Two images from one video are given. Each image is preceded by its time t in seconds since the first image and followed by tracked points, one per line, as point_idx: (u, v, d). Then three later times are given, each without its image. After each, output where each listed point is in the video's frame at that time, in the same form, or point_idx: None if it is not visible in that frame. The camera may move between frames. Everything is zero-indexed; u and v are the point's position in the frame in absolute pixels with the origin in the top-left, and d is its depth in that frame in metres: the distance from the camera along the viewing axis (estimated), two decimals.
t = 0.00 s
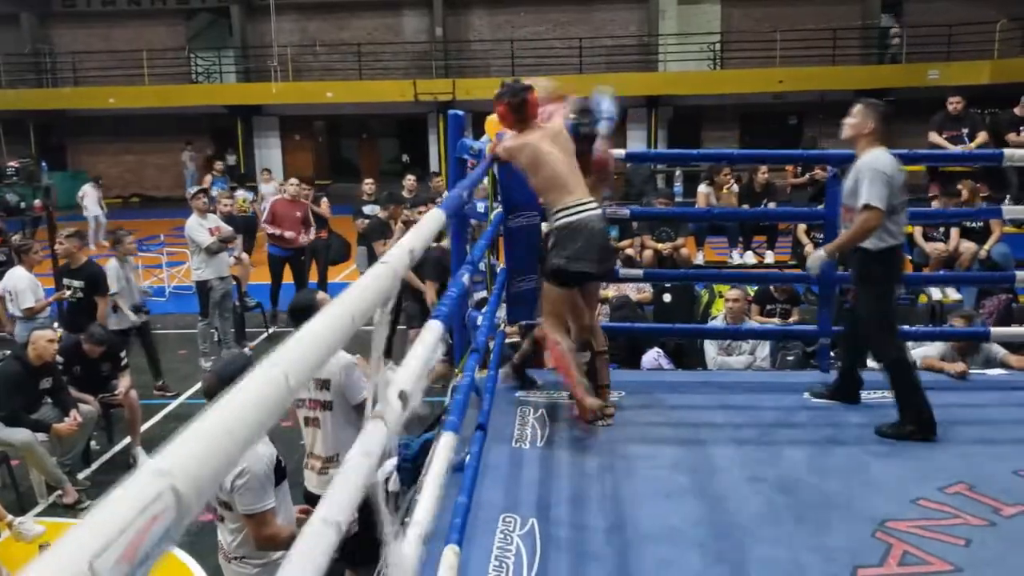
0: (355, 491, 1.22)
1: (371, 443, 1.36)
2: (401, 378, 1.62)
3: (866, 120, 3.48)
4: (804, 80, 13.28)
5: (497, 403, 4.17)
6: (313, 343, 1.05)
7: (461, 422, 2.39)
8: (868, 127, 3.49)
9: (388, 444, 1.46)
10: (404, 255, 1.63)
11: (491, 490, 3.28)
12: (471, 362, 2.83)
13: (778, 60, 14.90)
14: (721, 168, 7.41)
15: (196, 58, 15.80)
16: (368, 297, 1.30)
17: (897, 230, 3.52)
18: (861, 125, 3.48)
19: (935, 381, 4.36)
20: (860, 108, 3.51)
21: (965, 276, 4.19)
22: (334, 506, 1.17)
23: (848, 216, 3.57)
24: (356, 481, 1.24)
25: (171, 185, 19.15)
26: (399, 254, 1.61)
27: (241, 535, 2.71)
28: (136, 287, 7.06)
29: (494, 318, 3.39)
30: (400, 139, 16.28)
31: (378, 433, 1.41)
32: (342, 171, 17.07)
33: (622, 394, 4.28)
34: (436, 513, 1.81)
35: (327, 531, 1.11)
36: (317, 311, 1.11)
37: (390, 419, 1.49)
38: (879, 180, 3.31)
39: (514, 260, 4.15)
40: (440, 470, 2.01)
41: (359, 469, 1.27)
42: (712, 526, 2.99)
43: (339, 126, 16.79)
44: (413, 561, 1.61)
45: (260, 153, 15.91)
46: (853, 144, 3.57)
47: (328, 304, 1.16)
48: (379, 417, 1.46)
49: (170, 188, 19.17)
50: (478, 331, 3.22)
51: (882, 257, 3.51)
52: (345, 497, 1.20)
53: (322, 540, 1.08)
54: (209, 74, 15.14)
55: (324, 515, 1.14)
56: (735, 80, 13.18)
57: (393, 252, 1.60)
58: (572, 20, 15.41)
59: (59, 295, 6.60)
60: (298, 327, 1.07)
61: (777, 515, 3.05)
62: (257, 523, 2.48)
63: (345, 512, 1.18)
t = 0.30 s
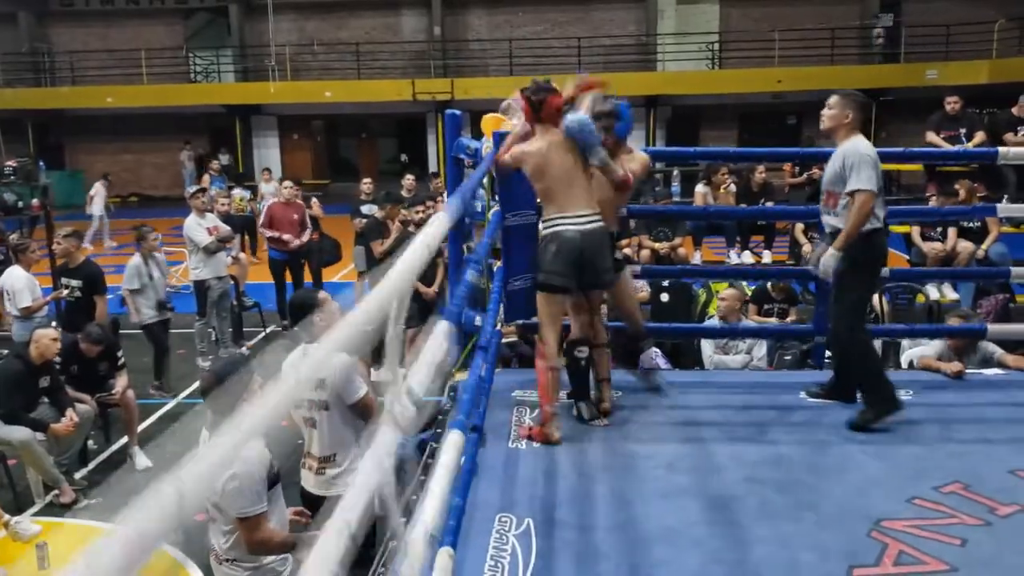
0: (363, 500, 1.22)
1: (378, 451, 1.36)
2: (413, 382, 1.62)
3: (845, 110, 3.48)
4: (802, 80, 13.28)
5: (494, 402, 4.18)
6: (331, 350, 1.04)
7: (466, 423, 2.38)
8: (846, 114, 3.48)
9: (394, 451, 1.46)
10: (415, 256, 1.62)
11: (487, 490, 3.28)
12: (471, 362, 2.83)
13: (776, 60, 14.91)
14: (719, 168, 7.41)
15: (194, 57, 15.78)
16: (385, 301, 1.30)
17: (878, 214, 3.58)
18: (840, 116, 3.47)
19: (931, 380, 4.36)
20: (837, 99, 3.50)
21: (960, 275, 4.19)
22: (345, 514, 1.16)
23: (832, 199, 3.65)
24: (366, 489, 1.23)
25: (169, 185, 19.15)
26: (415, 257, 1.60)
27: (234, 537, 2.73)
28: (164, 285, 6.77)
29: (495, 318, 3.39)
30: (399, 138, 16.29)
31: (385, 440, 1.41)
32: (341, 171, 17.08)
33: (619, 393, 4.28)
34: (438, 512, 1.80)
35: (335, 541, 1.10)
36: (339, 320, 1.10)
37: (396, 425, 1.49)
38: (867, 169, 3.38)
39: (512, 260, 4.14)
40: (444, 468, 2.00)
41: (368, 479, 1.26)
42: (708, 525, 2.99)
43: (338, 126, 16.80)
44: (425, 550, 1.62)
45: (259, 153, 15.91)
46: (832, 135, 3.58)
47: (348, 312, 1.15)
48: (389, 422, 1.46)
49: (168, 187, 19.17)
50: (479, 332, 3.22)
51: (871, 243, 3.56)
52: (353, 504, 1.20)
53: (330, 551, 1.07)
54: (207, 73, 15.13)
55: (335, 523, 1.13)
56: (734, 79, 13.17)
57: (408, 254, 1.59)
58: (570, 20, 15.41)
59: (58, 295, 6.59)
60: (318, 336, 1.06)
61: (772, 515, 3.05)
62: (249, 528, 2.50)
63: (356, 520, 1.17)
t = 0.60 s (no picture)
0: (362, 504, 1.21)
1: (380, 459, 1.34)
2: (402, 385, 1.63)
3: (853, 114, 3.47)
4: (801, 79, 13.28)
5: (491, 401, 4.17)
6: (308, 355, 1.03)
7: (462, 431, 2.38)
8: (856, 120, 3.46)
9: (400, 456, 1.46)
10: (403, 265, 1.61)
11: (483, 490, 3.27)
12: (471, 368, 2.82)
13: (774, 60, 14.91)
14: (716, 167, 7.43)
15: (192, 56, 15.78)
16: (365, 306, 1.28)
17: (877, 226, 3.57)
18: (848, 120, 3.46)
19: (928, 380, 4.36)
20: (847, 102, 3.49)
21: (956, 274, 4.19)
22: (343, 517, 1.16)
23: (834, 204, 3.66)
24: (363, 493, 1.23)
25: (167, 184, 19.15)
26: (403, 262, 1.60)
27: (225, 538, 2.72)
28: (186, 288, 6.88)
29: (492, 317, 3.38)
30: (397, 138, 16.29)
31: (385, 446, 1.40)
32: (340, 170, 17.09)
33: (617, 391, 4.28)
34: (435, 521, 1.80)
35: (332, 545, 1.10)
36: (310, 326, 1.08)
37: (402, 431, 1.48)
38: (870, 181, 3.37)
39: (507, 259, 4.14)
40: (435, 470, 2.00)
41: (366, 485, 1.25)
42: (704, 525, 2.99)
43: (336, 125, 16.80)
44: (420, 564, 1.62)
45: (257, 152, 15.91)
46: (841, 138, 3.57)
47: (322, 317, 1.14)
48: (390, 427, 1.45)
49: (166, 187, 19.16)
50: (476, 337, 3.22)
51: (870, 249, 3.56)
52: (352, 511, 1.19)
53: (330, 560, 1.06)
54: (205, 72, 15.13)
55: (334, 527, 1.13)
56: (732, 78, 13.17)
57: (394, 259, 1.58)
58: (569, 19, 15.41)
59: (55, 294, 6.58)
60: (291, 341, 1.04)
61: (767, 515, 3.05)
62: (238, 530, 2.50)
63: (356, 524, 1.17)
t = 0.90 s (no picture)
0: (350, 480, 1.22)
1: (366, 438, 1.36)
2: (397, 370, 1.64)
3: (862, 116, 3.47)
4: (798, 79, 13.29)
5: (487, 400, 4.17)
6: (290, 326, 1.03)
7: (453, 422, 2.38)
8: (863, 124, 3.49)
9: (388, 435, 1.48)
10: (395, 246, 1.63)
11: (479, 489, 3.27)
12: (464, 359, 2.83)
13: (771, 59, 14.91)
14: (712, 166, 7.43)
15: (189, 56, 15.79)
16: (353, 284, 1.29)
17: (889, 234, 3.53)
18: (856, 121, 3.48)
19: (923, 379, 4.37)
20: (858, 104, 3.48)
21: (948, 271, 4.18)
22: (328, 494, 1.16)
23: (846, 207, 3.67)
24: (350, 471, 1.24)
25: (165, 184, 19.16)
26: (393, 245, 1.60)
27: (217, 538, 2.71)
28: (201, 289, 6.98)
29: (488, 315, 3.37)
30: (395, 138, 16.29)
31: (375, 423, 1.41)
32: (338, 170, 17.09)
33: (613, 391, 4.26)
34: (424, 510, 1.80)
35: (318, 520, 1.10)
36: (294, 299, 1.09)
37: (393, 409, 1.50)
38: (861, 188, 3.35)
39: (508, 259, 4.14)
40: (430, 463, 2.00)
41: (355, 461, 1.27)
42: (700, 523, 2.99)
43: (334, 125, 16.81)
44: (404, 553, 1.61)
45: (255, 152, 15.92)
46: (853, 141, 3.58)
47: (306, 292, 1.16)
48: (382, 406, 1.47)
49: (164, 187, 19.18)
50: (469, 329, 3.23)
51: (881, 260, 3.53)
52: (339, 487, 1.20)
53: (315, 532, 1.08)
54: (202, 72, 15.14)
55: (319, 504, 1.14)
56: (729, 78, 13.17)
57: (386, 242, 1.59)
58: (566, 19, 15.41)
59: (51, 294, 6.59)
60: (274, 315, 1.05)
61: (762, 514, 3.05)
62: (232, 528, 2.50)
63: (341, 501, 1.18)
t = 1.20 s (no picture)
0: (343, 475, 1.22)
1: (359, 434, 1.36)
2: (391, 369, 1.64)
3: (853, 116, 3.47)
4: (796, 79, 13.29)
5: (484, 401, 4.17)
6: (286, 317, 1.03)
7: (445, 416, 2.38)
8: (854, 122, 3.47)
9: (379, 432, 1.48)
10: (398, 240, 1.63)
11: (476, 489, 3.27)
12: (458, 356, 2.83)
13: (769, 60, 14.91)
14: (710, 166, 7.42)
15: (187, 56, 15.77)
16: (352, 277, 1.29)
17: (887, 233, 3.51)
18: (848, 119, 3.48)
19: (920, 379, 4.37)
20: (852, 103, 3.48)
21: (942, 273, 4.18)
22: (322, 491, 1.16)
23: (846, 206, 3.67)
24: (345, 467, 1.24)
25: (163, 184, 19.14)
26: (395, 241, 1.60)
27: (215, 537, 2.71)
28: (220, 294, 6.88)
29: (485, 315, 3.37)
30: (393, 137, 16.28)
31: (368, 420, 1.42)
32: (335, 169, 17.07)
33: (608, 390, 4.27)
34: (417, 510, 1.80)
35: (310, 516, 1.10)
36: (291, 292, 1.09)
37: (383, 406, 1.51)
38: (851, 193, 3.37)
39: (506, 259, 4.13)
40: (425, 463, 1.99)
41: (348, 457, 1.27)
42: (697, 523, 2.99)
43: (332, 125, 16.79)
44: (391, 552, 1.62)
45: (253, 152, 15.92)
46: (848, 139, 3.57)
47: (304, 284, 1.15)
48: (373, 402, 1.48)
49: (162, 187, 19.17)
50: (466, 328, 3.23)
51: (881, 259, 3.51)
52: (334, 481, 1.20)
53: (307, 525, 1.08)
54: (200, 72, 15.14)
55: (313, 499, 1.13)
56: (727, 78, 13.17)
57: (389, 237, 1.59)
58: (564, 19, 15.42)
59: (47, 293, 6.58)
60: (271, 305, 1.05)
61: (759, 514, 3.04)
62: (233, 526, 2.50)
63: (335, 498, 1.18)
